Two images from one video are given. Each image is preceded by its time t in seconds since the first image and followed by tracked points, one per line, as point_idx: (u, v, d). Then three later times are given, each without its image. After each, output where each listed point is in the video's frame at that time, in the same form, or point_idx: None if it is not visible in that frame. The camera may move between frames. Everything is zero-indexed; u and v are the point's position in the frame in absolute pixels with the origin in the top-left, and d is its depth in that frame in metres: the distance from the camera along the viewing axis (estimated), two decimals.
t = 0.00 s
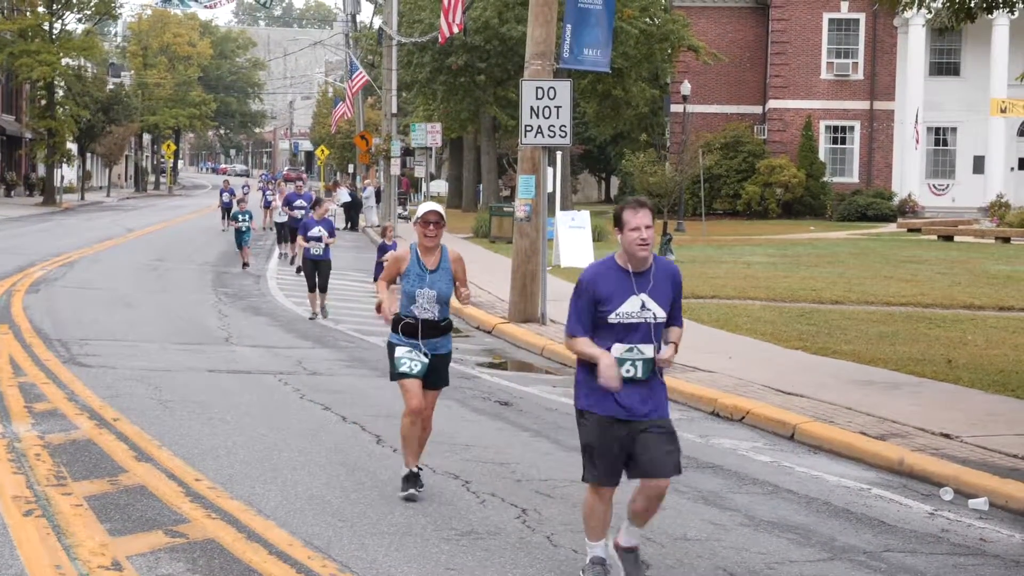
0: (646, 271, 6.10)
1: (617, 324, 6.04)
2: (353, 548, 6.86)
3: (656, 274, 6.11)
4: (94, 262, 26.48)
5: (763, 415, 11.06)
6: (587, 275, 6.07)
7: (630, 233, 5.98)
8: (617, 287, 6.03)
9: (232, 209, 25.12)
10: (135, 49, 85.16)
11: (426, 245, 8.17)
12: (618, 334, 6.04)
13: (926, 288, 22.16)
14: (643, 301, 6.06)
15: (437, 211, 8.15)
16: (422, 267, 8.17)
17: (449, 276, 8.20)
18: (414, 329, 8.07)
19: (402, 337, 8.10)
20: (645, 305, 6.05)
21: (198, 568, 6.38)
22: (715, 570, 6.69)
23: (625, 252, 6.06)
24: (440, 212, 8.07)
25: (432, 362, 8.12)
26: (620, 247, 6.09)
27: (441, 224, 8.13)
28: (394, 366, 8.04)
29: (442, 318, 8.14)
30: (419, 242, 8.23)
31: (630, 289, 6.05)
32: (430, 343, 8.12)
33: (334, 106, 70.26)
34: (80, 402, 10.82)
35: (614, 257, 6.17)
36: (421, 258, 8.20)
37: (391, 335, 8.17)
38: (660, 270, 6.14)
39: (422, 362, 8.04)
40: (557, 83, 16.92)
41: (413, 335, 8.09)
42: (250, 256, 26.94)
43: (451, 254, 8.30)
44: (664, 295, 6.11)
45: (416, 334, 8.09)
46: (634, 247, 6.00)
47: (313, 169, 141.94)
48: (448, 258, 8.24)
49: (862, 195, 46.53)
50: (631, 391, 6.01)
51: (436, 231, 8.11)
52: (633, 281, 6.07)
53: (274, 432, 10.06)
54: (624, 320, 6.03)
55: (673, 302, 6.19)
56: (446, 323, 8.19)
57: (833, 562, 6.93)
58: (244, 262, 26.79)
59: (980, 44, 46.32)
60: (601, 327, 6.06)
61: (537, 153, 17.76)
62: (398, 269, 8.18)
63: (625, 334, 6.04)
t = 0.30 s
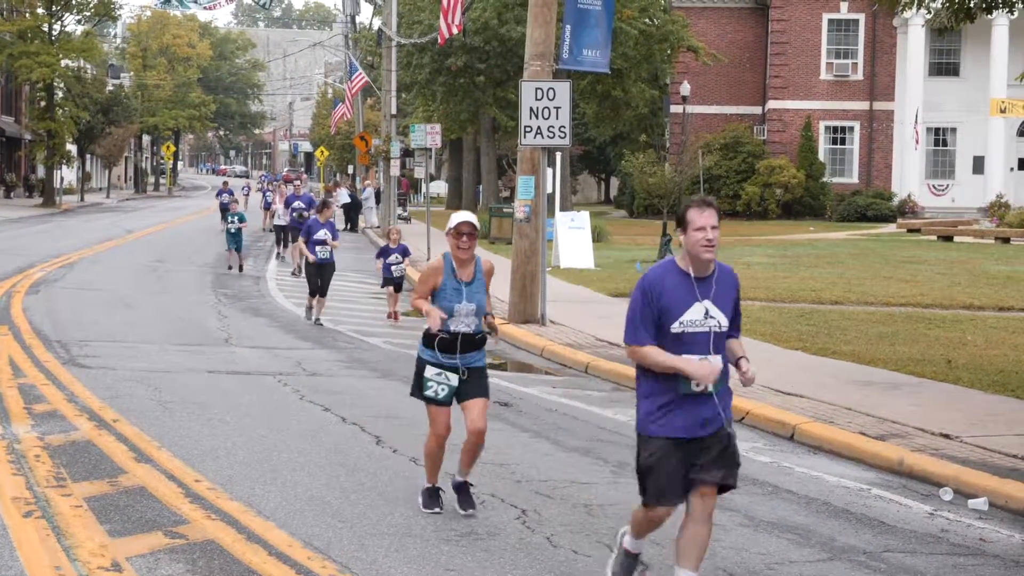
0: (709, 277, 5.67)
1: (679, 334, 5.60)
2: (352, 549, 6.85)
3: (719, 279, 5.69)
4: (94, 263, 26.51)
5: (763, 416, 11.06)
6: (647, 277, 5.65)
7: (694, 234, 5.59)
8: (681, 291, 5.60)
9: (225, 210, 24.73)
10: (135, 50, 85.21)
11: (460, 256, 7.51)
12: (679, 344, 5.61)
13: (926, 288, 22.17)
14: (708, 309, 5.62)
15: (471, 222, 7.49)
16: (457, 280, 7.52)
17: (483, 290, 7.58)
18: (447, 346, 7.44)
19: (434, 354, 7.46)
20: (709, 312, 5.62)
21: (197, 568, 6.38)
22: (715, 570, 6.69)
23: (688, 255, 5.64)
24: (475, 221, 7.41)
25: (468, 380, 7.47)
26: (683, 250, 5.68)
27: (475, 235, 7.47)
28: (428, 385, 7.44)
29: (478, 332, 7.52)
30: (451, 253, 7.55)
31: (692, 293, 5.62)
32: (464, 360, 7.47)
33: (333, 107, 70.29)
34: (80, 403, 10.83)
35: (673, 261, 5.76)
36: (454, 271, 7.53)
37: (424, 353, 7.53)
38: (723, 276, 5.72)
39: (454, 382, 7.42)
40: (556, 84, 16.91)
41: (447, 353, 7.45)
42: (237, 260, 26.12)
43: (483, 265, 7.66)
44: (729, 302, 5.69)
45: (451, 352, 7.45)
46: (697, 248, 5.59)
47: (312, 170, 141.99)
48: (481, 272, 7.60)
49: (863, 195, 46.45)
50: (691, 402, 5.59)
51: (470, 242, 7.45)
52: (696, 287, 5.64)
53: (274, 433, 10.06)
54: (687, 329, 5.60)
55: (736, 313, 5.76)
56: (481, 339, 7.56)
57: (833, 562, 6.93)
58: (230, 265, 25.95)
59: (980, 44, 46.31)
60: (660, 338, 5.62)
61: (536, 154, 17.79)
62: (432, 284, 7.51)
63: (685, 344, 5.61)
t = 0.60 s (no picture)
0: (772, 288, 5.50)
1: (736, 346, 5.45)
2: (352, 548, 6.84)
3: (783, 288, 5.51)
4: (93, 262, 26.50)
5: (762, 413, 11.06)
6: (700, 289, 5.53)
7: (757, 242, 5.39)
8: (739, 308, 5.45)
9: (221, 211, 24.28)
10: (134, 49, 85.17)
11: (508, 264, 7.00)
12: (739, 357, 5.44)
13: (925, 286, 22.16)
14: (768, 321, 5.45)
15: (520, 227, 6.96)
16: (503, 291, 7.02)
17: (531, 301, 7.08)
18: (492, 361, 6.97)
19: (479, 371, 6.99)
20: (769, 324, 5.44)
21: (197, 568, 6.38)
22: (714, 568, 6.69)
23: (749, 266, 5.46)
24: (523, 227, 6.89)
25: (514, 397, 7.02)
26: (744, 260, 5.49)
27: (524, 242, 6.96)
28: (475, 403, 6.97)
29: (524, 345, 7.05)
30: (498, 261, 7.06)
31: (752, 307, 5.47)
32: (511, 375, 7.01)
33: (333, 106, 70.29)
34: (79, 402, 10.82)
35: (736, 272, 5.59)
36: (499, 279, 7.02)
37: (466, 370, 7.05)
38: (788, 284, 5.52)
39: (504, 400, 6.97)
40: (555, 82, 16.88)
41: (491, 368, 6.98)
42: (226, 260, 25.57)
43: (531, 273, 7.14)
44: (794, 313, 5.48)
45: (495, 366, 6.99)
46: (761, 259, 5.40)
47: (312, 168, 141.72)
48: (531, 282, 7.08)
49: (861, 193, 46.81)
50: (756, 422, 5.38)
51: (518, 250, 6.95)
52: (755, 297, 5.48)
53: (274, 431, 10.05)
54: (745, 340, 5.44)
55: (806, 322, 5.53)
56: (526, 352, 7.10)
57: (833, 560, 6.93)
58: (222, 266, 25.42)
59: (979, 42, 46.23)
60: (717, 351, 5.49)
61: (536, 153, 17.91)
62: (474, 293, 7.01)
63: (747, 356, 5.44)
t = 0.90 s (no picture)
0: (861, 285, 4.97)
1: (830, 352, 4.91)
2: (350, 548, 6.84)
3: (872, 288, 5.00)
4: (92, 262, 26.48)
5: (761, 412, 11.04)
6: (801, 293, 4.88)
7: (849, 239, 4.86)
8: (834, 310, 4.89)
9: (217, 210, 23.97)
10: (131, 49, 85.11)
11: (546, 273, 6.63)
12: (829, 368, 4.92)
13: (923, 285, 22.17)
14: (861, 322, 4.94)
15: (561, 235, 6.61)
16: (540, 300, 6.63)
17: (572, 311, 6.70)
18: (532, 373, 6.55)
19: (519, 381, 6.59)
20: (862, 327, 4.93)
21: (195, 568, 6.37)
22: (712, 567, 6.69)
23: (837, 264, 4.92)
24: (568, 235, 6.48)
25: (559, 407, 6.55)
26: (829, 258, 4.96)
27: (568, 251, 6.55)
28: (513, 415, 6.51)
29: (567, 357, 6.64)
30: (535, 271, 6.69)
31: (846, 309, 4.92)
32: (553, 387, 6.59)
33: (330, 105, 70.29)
34: (76, 402, 10.81)
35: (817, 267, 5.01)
36: (537, 289, 6.65)
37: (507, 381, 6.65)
38: (874, 283, 5.03)
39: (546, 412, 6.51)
40: (552, 81, 16.90)
41: (532, 380, 6.57)
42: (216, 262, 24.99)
43: (570, 283, 6.79)
44: (880, 314, 5.01)
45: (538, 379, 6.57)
46: (852, 255, 4.87)
47: (310, 167, 141.64)
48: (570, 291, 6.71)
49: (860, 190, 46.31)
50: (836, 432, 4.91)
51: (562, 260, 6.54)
52: (848, 298, 4.93)
53: (272, 431, 10.05)
54: (841, 347, 4.91)
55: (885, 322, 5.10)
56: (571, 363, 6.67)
57: (830, 558, 6.93)
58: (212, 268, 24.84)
59: (976, 39, 46.22)
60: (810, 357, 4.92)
61: (534, 152, 17.84)
62: (511, 305, 6.62)
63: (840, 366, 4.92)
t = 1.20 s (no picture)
0: (953, 287, 4.79)
1: (912, 356, 4.77)
2: (343, 548, 6.83)
3: (966, 290, 4.81)
4: (86, 262, 26.47)
5: (756, 412, 11.05)
6: (870, 295, 4.83)
7: (944, 236, 4.71)
8: (917, 311, 4.76)
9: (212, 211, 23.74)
10: (125, 49, 84.95)
11: (616, 275, 6.18)
12: (911, 371, 4.78)
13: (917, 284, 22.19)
14: (950, 326, 4.75)
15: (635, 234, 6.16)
16: (610, 303, 6.19)
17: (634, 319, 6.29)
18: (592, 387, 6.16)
19: (575, 396, 6.18)
20: (951, 331, 4.74)
21: (189, 568, 6.37)
22: (707, 567, 6.70)
23: (929, 262, 4.77)
24: (641, 240, 6.07)
25: (612, 425, 6.20)
26: (921, 255, 4.79)
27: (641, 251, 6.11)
28: (565, 434, 6.15)
29: (627, 367, 6.24)
30: (603, 272, 6.22)
31: (931, 311, 4.76)
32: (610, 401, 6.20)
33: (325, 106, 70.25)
34: (69, 403, 10.80)
35: (908, 269, 4.88)
36: (606, 293, 6.19)
37: (561, 394, 6.24)
38: (971, 284, 4.82)
39: (598, 432, 6.15)
40: (546, 81, 16.89)
41: (590, 393, 6.17)
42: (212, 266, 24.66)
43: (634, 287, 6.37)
44: (978, 319, 4.80)
45: (597, 392, 6.17)
46: (947, 253, 4.71)
47: (304, 168, 141.37)
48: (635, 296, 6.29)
49: (854, 190, 46.65)
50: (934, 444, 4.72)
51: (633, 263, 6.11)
52: (933, 299, 4.77)
53: (265, 431, 10.04)
54: (921, 350, 4.75)
55: (986, 332, 4.86)
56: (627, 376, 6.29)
57: (825, 558, 6.93)
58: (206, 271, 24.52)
59: (971, 39, 46.28)
60: (889, 358, 4.81)
61: (527, 151, 17.80)
62: (578, 308, 6.14)
63: (924, 369, 4.77)
